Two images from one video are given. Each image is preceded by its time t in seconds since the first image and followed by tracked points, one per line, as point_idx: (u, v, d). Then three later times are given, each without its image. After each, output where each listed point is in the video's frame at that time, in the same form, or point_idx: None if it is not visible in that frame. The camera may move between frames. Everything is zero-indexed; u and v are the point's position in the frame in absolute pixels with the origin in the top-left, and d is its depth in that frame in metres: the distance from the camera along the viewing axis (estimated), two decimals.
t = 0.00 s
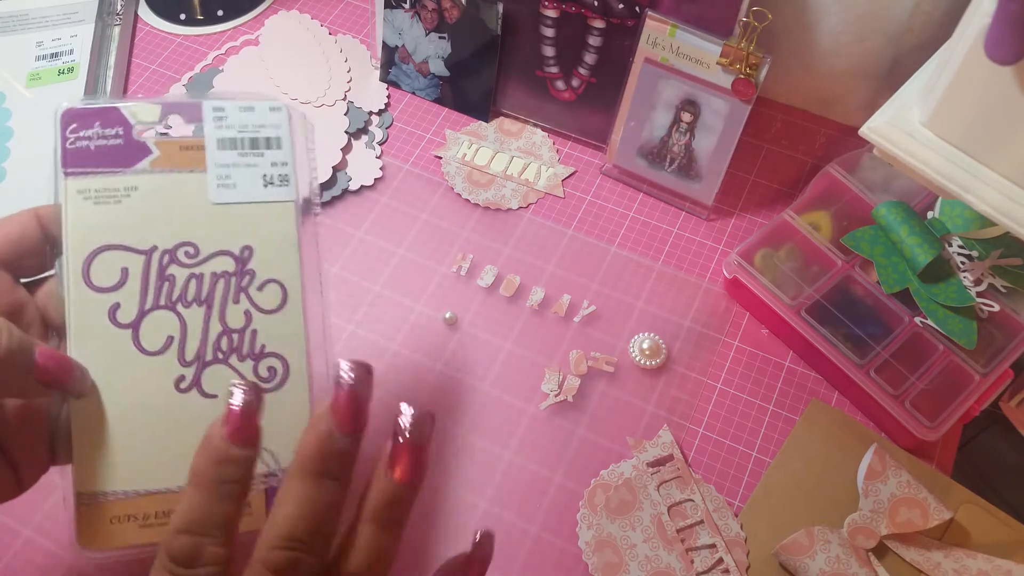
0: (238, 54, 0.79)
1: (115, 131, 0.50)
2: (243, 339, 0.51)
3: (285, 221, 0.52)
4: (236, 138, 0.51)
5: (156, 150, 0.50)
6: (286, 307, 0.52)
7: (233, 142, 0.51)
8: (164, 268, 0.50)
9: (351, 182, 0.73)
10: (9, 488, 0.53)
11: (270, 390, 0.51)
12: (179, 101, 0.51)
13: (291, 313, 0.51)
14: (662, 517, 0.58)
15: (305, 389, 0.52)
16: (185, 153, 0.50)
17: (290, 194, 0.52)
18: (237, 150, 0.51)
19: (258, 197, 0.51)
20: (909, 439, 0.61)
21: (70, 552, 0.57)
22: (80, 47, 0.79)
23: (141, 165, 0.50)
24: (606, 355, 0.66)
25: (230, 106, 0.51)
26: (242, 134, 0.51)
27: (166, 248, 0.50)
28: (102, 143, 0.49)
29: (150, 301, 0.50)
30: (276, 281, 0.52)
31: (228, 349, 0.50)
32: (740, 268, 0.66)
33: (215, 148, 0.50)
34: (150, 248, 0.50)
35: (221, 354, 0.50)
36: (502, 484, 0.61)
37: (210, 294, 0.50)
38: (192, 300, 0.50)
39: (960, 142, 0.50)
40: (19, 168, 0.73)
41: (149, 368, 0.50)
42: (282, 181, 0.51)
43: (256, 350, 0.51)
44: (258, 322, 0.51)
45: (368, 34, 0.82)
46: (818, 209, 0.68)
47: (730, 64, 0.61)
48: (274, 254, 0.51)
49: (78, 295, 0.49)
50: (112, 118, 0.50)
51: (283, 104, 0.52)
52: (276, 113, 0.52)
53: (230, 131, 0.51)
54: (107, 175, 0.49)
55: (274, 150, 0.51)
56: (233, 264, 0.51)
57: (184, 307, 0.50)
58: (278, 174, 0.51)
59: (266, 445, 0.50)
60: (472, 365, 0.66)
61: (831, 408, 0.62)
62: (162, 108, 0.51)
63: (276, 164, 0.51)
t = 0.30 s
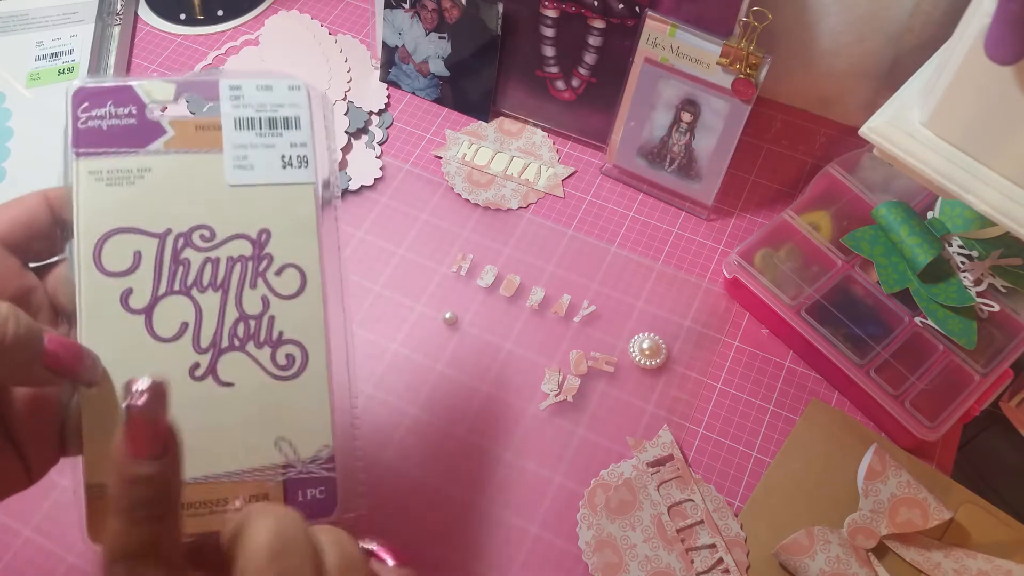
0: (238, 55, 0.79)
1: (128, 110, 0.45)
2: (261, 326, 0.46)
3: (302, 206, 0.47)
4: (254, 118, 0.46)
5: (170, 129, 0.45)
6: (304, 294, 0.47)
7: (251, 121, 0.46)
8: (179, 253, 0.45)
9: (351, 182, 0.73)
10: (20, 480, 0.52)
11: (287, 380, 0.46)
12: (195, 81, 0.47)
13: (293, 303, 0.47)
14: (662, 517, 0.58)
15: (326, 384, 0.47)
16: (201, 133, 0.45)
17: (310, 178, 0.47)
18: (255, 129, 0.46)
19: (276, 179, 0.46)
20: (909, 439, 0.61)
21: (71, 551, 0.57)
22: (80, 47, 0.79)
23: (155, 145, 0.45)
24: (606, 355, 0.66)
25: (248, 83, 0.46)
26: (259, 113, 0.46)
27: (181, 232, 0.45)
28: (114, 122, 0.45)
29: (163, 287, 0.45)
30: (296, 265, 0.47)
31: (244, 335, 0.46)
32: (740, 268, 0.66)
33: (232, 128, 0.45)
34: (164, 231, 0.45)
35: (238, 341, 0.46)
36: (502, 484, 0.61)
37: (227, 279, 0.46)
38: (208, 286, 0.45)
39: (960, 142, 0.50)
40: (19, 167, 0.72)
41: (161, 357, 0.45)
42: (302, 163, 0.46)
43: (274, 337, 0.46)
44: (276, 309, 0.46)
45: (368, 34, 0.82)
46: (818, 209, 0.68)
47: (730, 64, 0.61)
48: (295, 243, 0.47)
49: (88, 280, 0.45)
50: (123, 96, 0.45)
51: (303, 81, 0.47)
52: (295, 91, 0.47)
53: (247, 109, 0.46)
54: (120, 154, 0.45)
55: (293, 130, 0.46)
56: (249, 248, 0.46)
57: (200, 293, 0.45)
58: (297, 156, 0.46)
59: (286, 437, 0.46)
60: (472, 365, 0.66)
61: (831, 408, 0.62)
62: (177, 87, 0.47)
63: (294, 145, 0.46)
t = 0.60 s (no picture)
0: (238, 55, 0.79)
1: (140, 118, 0.45)
2: (274, 334, 0.47)
3: (314, 215, 0.47)
4: (267, 127, 0.46)
5: (184, 138, 0.45)
6: (316, 303, 0.48)
7: (264, 131, 0.46)
8: (192, 262, 0.46)
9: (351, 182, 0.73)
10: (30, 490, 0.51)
11: (301, 387, 0.47)
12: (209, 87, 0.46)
13: (306, 311, 0.48)
14: (662, 517, 0.58)
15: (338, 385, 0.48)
16: (215, 142, 0.45)
17: (322, 187, 0.47)
18: (267, 138, 0.46)
19: (289, 189, 0.47)
20: (910, 439, 0.61)
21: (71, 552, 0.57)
22: (80, 47, 0.79)
23: (168, 154, 0.45)
24: (606, 355, 0.66)
25: (261, 92, 0.46)
26: (272, 123, 0.46)
27: (194, 241, 0.46)
28: (125, 131, 0.45)
29: (177, 296, 0.46)
30: (308, 275, 0.47)
31: (258, 344, 0.47)
32: (740, 268, 0.66)
33: (245, 138, 0.46)
34: (177, 240, 0.46)
35: (251, 350, 0.47)
36: (502, 484, 0.61)
37: (240, 288, 0.46)
38: (221, 294, 0.46)
39: (961, 143, 0.50)
40: (17, 167, 0.72)
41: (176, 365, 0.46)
42: (315, 173, 0.47)
43: (288, 346, 0.47)
44: (289, 318, 0.47)
45: (368, 34, 0.82)
46: (818, 209, 0.68)
47: (730, 64, 0.61)
48: (309, 251, 0.47)
49: (102, 288, 0.45)
50: (136, 104, 0.45)
51: (315, 90, 0.47)
52: (307, 100, 0.47)
53: (259, 118, 0.46)
54: (133, 163, 0.45)
55: (305, 140, 0.47)
56: (263, 257, 0.47)
57: (213, 302, 0.46)
58: (309, 165, 0.47)
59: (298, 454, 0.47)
60: (471, 365, 0.66)
61: (831, 409, 0.62)
62: (191, 95, 0.46)
63: (307, 155, 0.47)
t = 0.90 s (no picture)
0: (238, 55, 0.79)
1: (120, 87, 0.45)
2: (271, 301, 0.47)
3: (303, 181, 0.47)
4: (250, 97, 0.46)
5: (166, 106, 0.45)
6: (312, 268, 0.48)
7: (247, 101, 0.46)
8: (181, 228, 0.45)
9: (351, 182, 0.73)
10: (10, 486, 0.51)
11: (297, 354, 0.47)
12: (189, 59, 0.46)
13: (302, 279, 0.48)
14: (662, 517, 0.58)
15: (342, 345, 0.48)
16: (200, 110, 0.45)
17: (307, 155, 0.47)
18: (252, 108, 0.46)
19: (276, 157, 0.47)
20: (910, 439, 0.61)
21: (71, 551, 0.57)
22: (80, 47, 0.79)
23: (151, 121, 0.45)
24: (606, 355, 0.66)
25: (242, 63, 0.46)
26: (256, 92, 0.46)
27: (181, 208, 0.45)
28: (105, 99, 0.44)
29: (166, 264, 0.45)
30: (303, 240, 0.47)
31: (255, 312, 0.47)
32: (740, 268, 0.66)
33: (229, 107, 0.46)
34: (163, 206, 0.45)
35: (249, 317, 0.46)
36: (502, 484, 0.61)
37: (233, 255, 0.46)
38: (213, 261, 0.46)
39: (961, 143, 0.50)
40: (18, 167, 0.72)
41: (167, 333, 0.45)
42: (300, 141, 0.47)
43: (285, 314, 0.47)
44: (285, 283, 0.47)
45: (368, 34, 0.82)
46: (818, 209, 0.68)
47: (730, 64, 0.61)
48: (298, 216, 0.47)
49: (88, 257, 0.44)
50: (117, 71, 0.45)
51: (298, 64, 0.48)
52: (290, 72, 0.47)
53: (243, 88, 0.46)
54: (114, 129, 0.44)
55: (289, 109, 0.47)
56: (255, 224, 0.46)
57: (205, 269, 0.46)
58: (295, 134, 0.47)
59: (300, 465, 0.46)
60: (472, 365, 0.66)
61: (831, 409, 0.62)
62: (172, 65, 0.46)
63: (292, 124, 0.47)
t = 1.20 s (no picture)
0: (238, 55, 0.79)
1: (122, 105, 0.46)
2: (249, 312, 0.48)
3: (286, 199, 0.48)
4: (244, 115, 0.47)
5: (162, 124, 0.47)
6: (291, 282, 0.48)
7: (240, 119, 0.47)
8: (167, 240, 0.47)
9: (351, 182, 0.73)
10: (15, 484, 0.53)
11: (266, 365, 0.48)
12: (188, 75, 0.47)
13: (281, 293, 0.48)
14: (662, 517, 0.58)
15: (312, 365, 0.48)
16: (193, 128, 0.47)
17: (296, 173, 0.48)
18: (244, 126, 0.47)
19: (263, 174, 0.47)
20: (910, 439, 0.61)
21: (73, 550, 0.57)
22: (80, 48, 0.79)
23: (148, 139, 0.46)
24: (606, 355, 0.66)
25: (239, 82, 0.47)
26: (249, 110, 0.47)
27: (168, 220, 0.47)
28: (106, 117, 0.46)
29: (151, 272, 0.46)
30: (283, 255, 0.48)
31: (232, 323, 0.47)
32: (740, 268, 0.66)
33: (222, 125, 0.47)
34: (152, 218, 0.46)
35: (226, 327, 0.47)
36: (502, 484, 0.61)
37: (214, 266, 0.47)
38: (196, 272, 0.47)
39: (961, 143, 0.50)
40: (20, 165, 0.72)
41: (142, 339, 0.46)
42: (289, 159, 0.48)
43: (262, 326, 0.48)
44: (262, 296, 0.48)
45: (368, 34, 0.82)
46: (818, 209, 0.68)
47: (730, 64, 0.61)
48: (279, 230, 0.48)
49: (78, 263, 0.46)
50: (118, 91, 0.46)
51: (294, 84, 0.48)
52: (285, 91, 0.48)
53: (235, 107, 0.47)
54: (113, 146, 0.46)
55: (281, 127, 0.47)
56: (237, 238, 0.47)
57: (187, 279, 0.47)
58: (285, 152, 0.48)
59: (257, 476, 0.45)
60: (471, 364, 0.66)
61: (832, 409, 0.62)
62: (172, 83, 0.47)
63: (282, 142, 0.47)
